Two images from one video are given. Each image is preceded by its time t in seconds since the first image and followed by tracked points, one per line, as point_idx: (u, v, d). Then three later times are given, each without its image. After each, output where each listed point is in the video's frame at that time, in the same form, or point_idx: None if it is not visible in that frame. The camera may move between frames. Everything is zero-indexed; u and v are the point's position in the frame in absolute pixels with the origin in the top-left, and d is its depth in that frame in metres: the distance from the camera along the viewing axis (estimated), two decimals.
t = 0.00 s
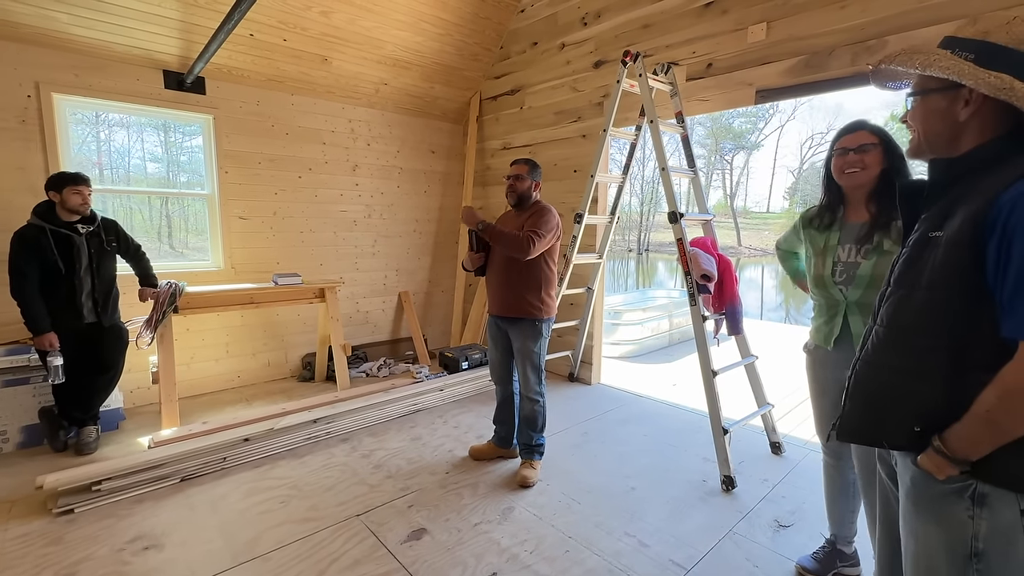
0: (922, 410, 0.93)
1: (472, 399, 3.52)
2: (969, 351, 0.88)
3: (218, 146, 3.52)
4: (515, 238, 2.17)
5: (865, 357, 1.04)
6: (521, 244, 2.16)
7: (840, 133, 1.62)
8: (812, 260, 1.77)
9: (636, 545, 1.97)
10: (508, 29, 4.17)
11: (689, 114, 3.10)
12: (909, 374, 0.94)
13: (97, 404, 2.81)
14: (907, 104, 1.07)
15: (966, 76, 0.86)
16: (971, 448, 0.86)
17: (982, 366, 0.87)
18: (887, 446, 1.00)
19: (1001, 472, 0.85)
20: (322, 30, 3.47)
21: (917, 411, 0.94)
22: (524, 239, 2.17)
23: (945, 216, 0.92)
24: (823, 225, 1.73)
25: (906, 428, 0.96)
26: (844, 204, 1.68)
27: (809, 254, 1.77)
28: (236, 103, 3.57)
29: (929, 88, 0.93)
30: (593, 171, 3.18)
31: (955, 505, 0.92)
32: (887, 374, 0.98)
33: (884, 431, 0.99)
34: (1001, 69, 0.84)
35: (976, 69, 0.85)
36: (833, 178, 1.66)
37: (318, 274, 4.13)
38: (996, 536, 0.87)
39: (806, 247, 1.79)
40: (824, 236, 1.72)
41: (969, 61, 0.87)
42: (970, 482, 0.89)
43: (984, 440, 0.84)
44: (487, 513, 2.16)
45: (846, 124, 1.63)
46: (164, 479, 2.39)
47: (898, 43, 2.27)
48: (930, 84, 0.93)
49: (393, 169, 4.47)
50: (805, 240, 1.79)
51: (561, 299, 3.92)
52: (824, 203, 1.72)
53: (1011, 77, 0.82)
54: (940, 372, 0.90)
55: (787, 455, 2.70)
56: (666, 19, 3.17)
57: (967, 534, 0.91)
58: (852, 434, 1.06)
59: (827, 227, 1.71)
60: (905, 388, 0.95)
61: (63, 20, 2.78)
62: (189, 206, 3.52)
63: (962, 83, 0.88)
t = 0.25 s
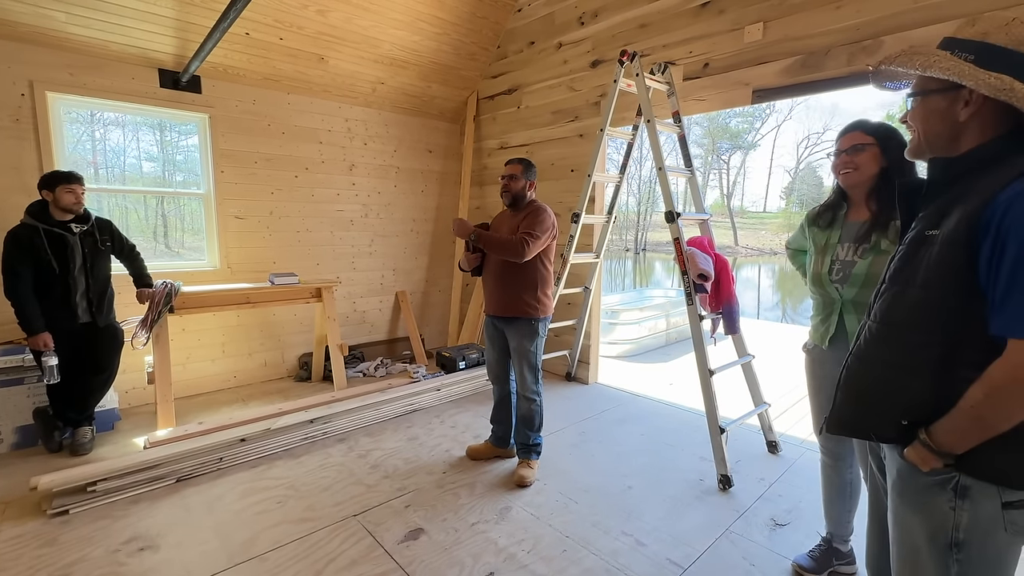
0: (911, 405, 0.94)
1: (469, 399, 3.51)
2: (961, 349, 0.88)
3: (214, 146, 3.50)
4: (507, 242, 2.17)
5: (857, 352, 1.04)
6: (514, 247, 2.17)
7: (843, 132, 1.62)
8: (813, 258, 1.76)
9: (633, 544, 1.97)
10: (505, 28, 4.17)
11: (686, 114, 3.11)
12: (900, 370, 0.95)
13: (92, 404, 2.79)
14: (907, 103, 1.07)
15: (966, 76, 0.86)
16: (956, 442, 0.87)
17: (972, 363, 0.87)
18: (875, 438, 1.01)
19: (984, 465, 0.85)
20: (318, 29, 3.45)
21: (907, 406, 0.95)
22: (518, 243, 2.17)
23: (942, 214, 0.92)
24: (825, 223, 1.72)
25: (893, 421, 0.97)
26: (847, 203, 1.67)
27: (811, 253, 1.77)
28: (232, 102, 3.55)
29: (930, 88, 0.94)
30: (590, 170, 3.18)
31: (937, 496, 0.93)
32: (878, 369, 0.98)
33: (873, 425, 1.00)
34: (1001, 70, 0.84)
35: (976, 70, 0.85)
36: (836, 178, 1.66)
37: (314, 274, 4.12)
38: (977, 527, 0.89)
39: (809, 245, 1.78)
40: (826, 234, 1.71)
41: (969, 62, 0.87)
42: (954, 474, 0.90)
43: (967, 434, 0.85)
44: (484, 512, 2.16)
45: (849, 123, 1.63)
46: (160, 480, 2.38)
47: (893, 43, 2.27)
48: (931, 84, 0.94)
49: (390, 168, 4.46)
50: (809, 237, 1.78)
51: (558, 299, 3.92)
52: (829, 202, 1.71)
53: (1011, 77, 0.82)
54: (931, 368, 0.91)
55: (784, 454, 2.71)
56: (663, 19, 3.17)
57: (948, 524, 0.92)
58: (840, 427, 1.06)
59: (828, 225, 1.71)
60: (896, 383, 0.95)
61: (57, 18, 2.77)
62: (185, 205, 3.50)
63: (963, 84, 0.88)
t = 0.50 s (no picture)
0: (908, 403, 0.95)
1: (466, 398, 3.51)
2: (959, 348, 0.89)
3: (211, 144, 3.49)
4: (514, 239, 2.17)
5: (857, 350, 1.04)
6: (520, 244, 2.17)
7: (864, 126, 1.56)
8: (826, 253, 1.75)
9: (631, 542, 1.98)
10: (503, 27, 4.16)
11: (684, 113, 3.11)
12: (898, 367, 0.95)
13: (88, 404, 2.78)
14: (910, 100, 1.08)
15: (971, 74, 0.86)
16: (953, 440, 0.87)
17: (970, 362, 0.88)
18: (873, 436, 1.02)
19: (981, 463, 0.86)
20: (315, 28, 3.44)
21: (906, 404, 0.95)
22: (524, 241, 2.18)
23: (942, 213, 0.92)
24: (842, 217, 1.69)
25: (891, 419, 0.98)
26: (866, 200, 1.63)
27: (825, 249, 1.74)
28: (229, 100, 3.54)
29: (934, 86, 0.94)
30: (588, 169, 3.18)
31: (936, 494, 0.93)
32: (877, 367, 0.99)
33: (872, 422, 1.00)
34: (1006, 69, 0.84)
35: (981, 68, 0.85)
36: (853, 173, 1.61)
37: (311, 273, 4.11)
38: (975, 525, 0.89)
39: (825, 240, 1.75)
40: (842, 230, 1.68)
41: (973, 60, 0.87)
42: (951, 472, 0.90)
43: (965, 432, 0.85)
44: (482, 512, 2.16)
45: (869, 116, 1.57)
46: (156, 480, 2.37)
47: (890, 43, 2.28)
48: (935, 82, 0.94)
49: (387, 167, 4.45)
50: (824, 232, 1.75)
51: (556, 298, 3.92)
52: (851, 199, 1.68)
53: (1015, 76, 0.82)
54: (929, 366, 0.92)
55: (780, 452, 2.72)
56: (661, 18, 3.17)
57: (946, 521, 0.92)
58: (839, 424, 1.07)
59: (845, 221, 1.67)
60: (895, 381, 0.96)
61: (52, 16, 2.75)
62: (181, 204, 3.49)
63: (967, 82, 0.88)
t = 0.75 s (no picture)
0: (910, 402, 0.95)
1: (465, 397, 3.51)
2: (960, 346, 0.89)
3: (208, 143, 3.48)
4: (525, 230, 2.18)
5: (859, 349, 1.05)
6: (530, 236, 2.17)
7: (882, 122, 1.51)
8: (842, 252, 1.72)
9: (630, 541, 1.98)
10: (502, 25, 4.15)
11: (683, 112, 3.11)
12: (900, 367, 0.95)
13: (86, 404, 2.77)
14: (911, 99, 1.08)
15: (971, 74, 0.86)
16: (956, 439, 0.87)
17: (971, 361, 0.88)
18: (876, 435, 1.02)
19: (984, 461, 0.86)
20: (314, 26, 3.44)
21: (908, 404, 0.95)
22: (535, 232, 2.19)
23: (943, 213, 0.92)
24: (860, 213, 1.64)
25: (893, 419, 0.98)
26: (886, 197, 1.57)
27: (842, 247, 1.71)
28: (227, 99, 3.53)
29: (935, 85, 0.94)
30: (586, 168, 3.18)
31: (940, 494, 0.93)
32: (880, 366, 0.99)
33: (874, 422, 1.01)
34: (1007, 68, 0.84)
35: (981, 68, 0.86)
36: (872, 171, 1.58)
37: (310, 273, 4.10)
38: (979, 525, 0.89)
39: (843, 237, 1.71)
40: (859, 228, 1.64)
41: (974, 60, 0.87)
42: (955, 472, 0.90)
43: (969, 432, 0.85)
44: (480, 510, 2.16)
45: (890, 111, 1.52)
46: (154, 479, 2.36)
47: (889, 42, 2.28)
48: (936, 81, 0.94)
49: (386, 166, 4.44)
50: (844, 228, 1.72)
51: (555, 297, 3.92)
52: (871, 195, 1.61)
53: (1015, 76, 0.82)
54: (930, 365, 0.92)
55: (779, 451, 2.72)
56: (660, 17, 3.17)
57: (951, 521, 0.92)
58: (841, 425, 1.07)
59: (862, 219, 1.63)
60: (898, 380, 0.96)
61: (49, 14, 2.73)
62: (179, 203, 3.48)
63: (968, 82, 0.88)
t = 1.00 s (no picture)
0: (913, 401, 0.95)
1: (465, 396, 3.51)
2: (963, 345, 0.89)
3: (207, 141, 3.47)
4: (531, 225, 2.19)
5: (861, 348, 1.05)
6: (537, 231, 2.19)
7: (892, 121, 1.49)
8: (852, 251, 1.71)
9: (630, 539, 1.98)
10: (501, 23, 4.14)
11: (682, 111, 3.10)
12: (903, 365, 0.95)
13: (85, 403, 2.77)
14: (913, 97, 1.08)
15: (974, 71, 0.86)
16: (958, 438, 0.87)
17: (973, 360, 0.88)
18: (878, 435, 1.02)
19: (986, 460, 0.86)
20: (312, 24, 3.43)
21: (910, 402, 0.95)
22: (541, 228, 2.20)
23: (945, 211, 0.92)
24: (878, 211, 1.62)
25: (896, 418, 0.97)
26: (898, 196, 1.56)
27: (855, 246, 1.70)
28: (225, 97, 3.52)
29: (937, 83, 0.93)
30: (586, 167, 3.17)
31: (942, 493, 0.93)
32: (882, 365, 0.98)
33: (876, 422, 1.00)
34: (1010, 66, 0.84)
35: (984, 65, 0.86)
36: (884, 171, 1.58)
37: (309, 271, 4.10)
38: (981, 524, 0.89)
39: (859, 236, 1.70)
40: (872, 227, 1.63)
41: (977, 57, 0.87)
42: (958, 471, 0.90)
43: (971, 431, 0.85)
44: (480, 509, 2.16)
45: (901, 108, 1.49)
46: (153, 478, 2.36)
47: (889, 41, 2.28)
48: (938, 78, 0.93)
49: (385, 165, 4.43)
50: (862, 226, 1.70)
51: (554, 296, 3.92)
52: (884, 193, 1.62)
53: (1017, 74, 0.82)
54: (932, 364, 0.92)
55: (778, 450, 2.73)
56: (660, 15, 3.16)
57: (953, 520, 0.92)
58: (844, 424, 1.07)
59: (877, 218, 1.61)
60: (900, 379, 0.96)
61: (46, 12, 2.72)
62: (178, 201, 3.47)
63: (970, 79, 0.88)
